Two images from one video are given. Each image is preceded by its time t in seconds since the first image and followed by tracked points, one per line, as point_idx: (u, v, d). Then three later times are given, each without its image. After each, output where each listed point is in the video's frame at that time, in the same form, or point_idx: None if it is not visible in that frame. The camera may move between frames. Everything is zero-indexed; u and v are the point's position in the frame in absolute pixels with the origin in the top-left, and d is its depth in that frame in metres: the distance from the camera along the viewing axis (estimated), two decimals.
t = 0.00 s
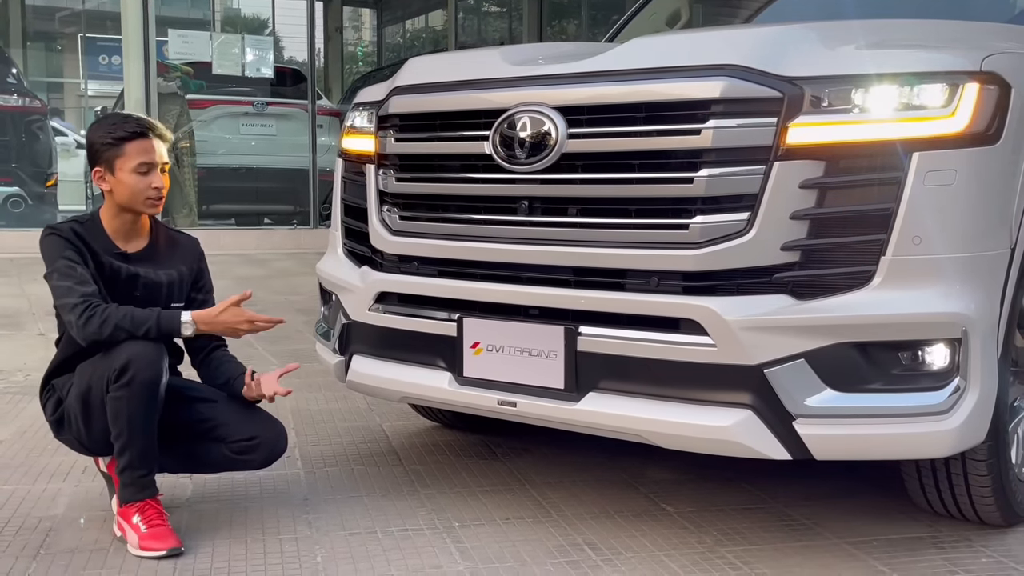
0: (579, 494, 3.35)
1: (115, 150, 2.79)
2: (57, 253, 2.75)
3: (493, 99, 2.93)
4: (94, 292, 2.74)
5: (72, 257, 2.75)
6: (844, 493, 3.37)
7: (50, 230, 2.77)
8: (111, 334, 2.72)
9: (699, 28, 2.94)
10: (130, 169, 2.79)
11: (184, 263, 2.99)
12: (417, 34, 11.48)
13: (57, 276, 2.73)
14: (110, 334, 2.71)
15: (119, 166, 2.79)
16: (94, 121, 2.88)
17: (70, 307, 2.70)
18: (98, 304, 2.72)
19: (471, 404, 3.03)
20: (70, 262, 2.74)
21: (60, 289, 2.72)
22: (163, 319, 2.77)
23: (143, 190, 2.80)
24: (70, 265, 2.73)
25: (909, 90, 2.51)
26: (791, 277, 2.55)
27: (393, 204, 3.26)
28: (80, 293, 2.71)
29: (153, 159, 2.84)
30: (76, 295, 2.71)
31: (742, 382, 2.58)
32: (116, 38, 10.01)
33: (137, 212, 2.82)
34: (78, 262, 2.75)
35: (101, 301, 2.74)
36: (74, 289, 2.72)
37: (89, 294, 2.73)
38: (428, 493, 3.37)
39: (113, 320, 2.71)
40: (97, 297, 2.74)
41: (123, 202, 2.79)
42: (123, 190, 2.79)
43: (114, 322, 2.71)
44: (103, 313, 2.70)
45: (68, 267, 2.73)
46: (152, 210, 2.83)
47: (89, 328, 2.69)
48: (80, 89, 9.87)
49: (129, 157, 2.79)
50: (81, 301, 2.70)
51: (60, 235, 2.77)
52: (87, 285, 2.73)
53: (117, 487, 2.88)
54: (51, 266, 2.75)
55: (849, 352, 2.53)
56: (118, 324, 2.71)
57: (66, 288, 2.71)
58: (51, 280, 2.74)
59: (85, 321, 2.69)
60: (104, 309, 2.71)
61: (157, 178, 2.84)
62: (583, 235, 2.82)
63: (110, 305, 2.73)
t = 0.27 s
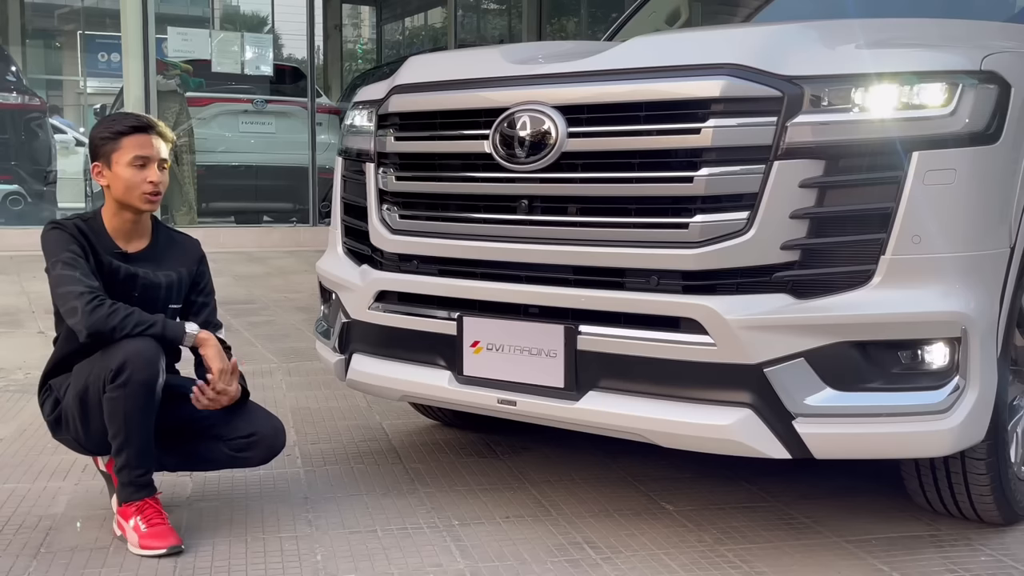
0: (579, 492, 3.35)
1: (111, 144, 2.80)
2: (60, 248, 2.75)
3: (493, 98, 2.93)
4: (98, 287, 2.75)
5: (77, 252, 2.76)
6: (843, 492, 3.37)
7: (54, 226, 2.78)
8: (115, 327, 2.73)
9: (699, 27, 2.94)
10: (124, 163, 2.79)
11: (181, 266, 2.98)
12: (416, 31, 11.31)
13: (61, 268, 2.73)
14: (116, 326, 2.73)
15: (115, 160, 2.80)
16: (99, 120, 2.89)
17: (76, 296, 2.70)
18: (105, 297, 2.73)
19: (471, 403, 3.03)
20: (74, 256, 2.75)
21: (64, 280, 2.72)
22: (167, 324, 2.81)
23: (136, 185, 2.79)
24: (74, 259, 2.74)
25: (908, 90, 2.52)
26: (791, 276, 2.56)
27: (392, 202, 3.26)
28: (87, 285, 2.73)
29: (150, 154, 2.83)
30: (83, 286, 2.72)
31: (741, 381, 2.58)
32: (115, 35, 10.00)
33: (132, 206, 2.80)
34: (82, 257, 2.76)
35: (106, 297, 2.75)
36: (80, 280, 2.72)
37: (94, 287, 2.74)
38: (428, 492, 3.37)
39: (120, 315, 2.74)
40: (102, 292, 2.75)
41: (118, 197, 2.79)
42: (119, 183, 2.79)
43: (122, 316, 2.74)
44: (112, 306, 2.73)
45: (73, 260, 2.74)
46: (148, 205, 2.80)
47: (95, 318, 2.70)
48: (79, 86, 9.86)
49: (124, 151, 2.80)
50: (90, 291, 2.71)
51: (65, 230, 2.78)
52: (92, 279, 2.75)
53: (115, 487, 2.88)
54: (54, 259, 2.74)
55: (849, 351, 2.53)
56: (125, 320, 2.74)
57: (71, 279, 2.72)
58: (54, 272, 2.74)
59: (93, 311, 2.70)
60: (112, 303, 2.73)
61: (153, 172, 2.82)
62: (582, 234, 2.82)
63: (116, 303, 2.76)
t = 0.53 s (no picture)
0: (578, 492, 3.36)
1: (111, 144, 2.80)
2: (61, 248, 2.75)
3: (492, 98, 2.93)
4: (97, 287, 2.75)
5: (76, 253, 2.76)
6: (842, 492, 3.38)
7: (54, 226, 2.78)
8: (114, 328, 2.73)
9: (698, 27, 2.94)
10: (124, 163, 2.79)
11: (182, 267, 2.99)
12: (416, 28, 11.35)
13: (61, 269, 2.73)
14: (115, 328, 2.73)
15: (114, 161, 2.80)
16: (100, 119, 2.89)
17: (75, 298, 2.70)
18: (104, 299, 2.74)
19: (470, 403, 3.03)
20: (74, 257, 2.75)
21: (64, 281, 2.72)
22: (167, 324, 2.81)
23: (136, 186, 2.79)
24: (74, 259, 2.74)
25: (908, 90, 2.52)
26: (790, 276, 2.56)
27: (391, 202, 3.26)
28: (85, 286, 2.73)
29: (150, 155, 2.83)
30: (82, 288, 2.72)
31: (740, 381, 2.58)
32: (114, 32, 9.99)
33: (131, 207, 2.81)
34: (81, 258, 2.76)
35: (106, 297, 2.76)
36: (79, 281, 2.72)
37: (93, 288, 2.74)
38: (427, 491, 3.38)
39: (117, 316, 2.73)
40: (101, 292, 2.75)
41: (118, 197, 2.80)
42: (118, 184, 2.79)
43: (119, 318, 2.74)
44: (111, 307, 2.73)
45: (73, 260, 2.74)
46: (146, 206, 2.81)
47: (93, 320, 2.70)
48: (78, 84, 9.85)
49: (123, 152, 2.80)
50: (88, 293, 2.72)
51: (64, 231, 2.77)
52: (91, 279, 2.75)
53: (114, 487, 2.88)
54: (53, 260, 2.75)
55: (847, 352, 2.54)
56: (123, 321, 2.74)
57: (71, 280, 2.72)
58: (53, 272, 2.74)
59: (92, 312, 2.70)
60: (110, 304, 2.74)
61: (152, 173, 2.82)
62: (582, 234, 2.82)
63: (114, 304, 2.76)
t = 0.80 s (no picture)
0: (576, 492, 3.37)
1: (122, 151, 2.80)
2: (56, 258, 2.75)
3: (490, 99, 2.93)
4: (89, 298, 2.74)
5: (69, 262, 2.75)
6: (840, 491, 3.39)
7: (53, 232, 2.78)
8: (103, 343, 2.73)
9: (696, 29, 2.94)
10: (135, 170, 2.79)
11: (182, 270, 3.00)
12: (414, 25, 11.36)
13: (54, 282, 2.74)
14: (104, 342, 2.72)
15: (125, 167, 2.80)
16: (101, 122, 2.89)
17: (64, 318, 2.71)
18: (89, 312, 2.72)
19: (469, 403, 3.04)
20: (68, 267, 2.74)
21: (57, 297, 2.73)
22: (150, 318, 2.74)
23: (147, 193, 2.80)
24: (68, 270, 2.74)
25: (905, 92, 2.52)
26: (787, 278, 2.57)
27: (390, 203, 3.27)
28: (73, 300, 2.72)
29: (160, 162, 2.84)
30: (70, 304, 2.72)
31: (738, 383, 2.59)
32: (113, 30, 9.97)
33: (141, 214, 2.82)
34: (77, 265, 2.76)
35: (94, 309, 2.73)
36: (68, 296, 2.72)
37: (82, 300, 2.73)
38: (426, 491, 3.38)
39: (103, 327, 2.71)
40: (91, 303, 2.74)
41: (127, 203, 2.80)
42: (129, 190, 2.79)
43: (105, 330, 2.71)
44: (92, 322, 2.70)
45: (64, 273, 2.73)
46: (156, 212, 2.83)
47: (81, 337, 2.71)
48: (76, 81, 9.84)
49: (135, 159, 2.80)
50: (74, 310, 2.71)
51: (61, 238, 2.77)
52: (81, 291, 2.74)
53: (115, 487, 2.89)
54: (49, 270, 2.75)
55: (844, 353, 2.55)
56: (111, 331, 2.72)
57: (61, 297, 2.72)
58: (48, 285, 2.75)
59: (78, 330, 2.70)
60: (96, 316, 2.71)
61: (163, 180, 2.83)
62: (580, 235, 2.83)
63: (103, 311, 2.73)
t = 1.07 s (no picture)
0: (575, 490, 3.37)
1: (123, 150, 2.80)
2: (58, 253, 2.76)
3: (489, 97, 2.93)
4: (91, 293, 2.74)
5: (71, 258, 2.75)
6: (838, 489, 3.39)
7: (53, 228, 2.78)
8: (106, 338, 2.73)
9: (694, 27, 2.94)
10: (136, 171, 2.79)
11: (182, 268, 3.00)
12: (413, 22, 11.25)
13: (57, 276, 2.73)
14: (108, 338, 2.73)
15: (125, 167, 2.80)
16: (102, 122, 2.89)
17: (68, 311, 2.72)
18: (95, 307, 2.72)
19: (468, 401, 3.04)
20: (71, 262, 2.75)
21: (59, 291, 2.73)
22: (156, 323, 2.75)
23: (147, 194, 2.80)
24: (70, 264, 2.74)
25: (904, 90, 2.52)
26: (786, 276, 2.57)
27: (389, 201, 3.27)
28: (77, 294, 2.72)
29: (161, 164, 2.84)
30: (74, 298, 2.72)
31: (736, 381, 2.59)
32: (112, 27, 9.96)
33: (141, 215, 2.82)
34: (78, 261, 2.76)
35: (98, 304, 2.74)
36: (71, 290, 2.72)
37: (86, 295, 2.73)
38: (425, 490, 3.38)
39: (107, 323, 2.71)
40: (94, 298, 2.74)
41: (127, 204, 2.80)
42: (129, 191, 2.80)
43: (109, 326, 2.71)
44: (98, 317, 2.71)
45: (67, 268, 2.73)
46: (155, 214, 2.83)
47: (84, 332, 2.71)
48: (74, 79, 9.83)
49: (135, 159, 2.80)
50: (78, 303, 2.71)
51: (62, 234, 2.78)
52: (84, 285, 2.74)
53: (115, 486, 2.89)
54: (50, 265, 2.75)
55: (843, 351, 2.55)
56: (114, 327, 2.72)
57: (64, 290, 2.72)
58: (50, 280, 2.75)
59: (83, 324, 2.70)
60: (99, 311, 2.72)
61: (163, 182, 2.83)
62: (579, 234, 2.83)
63: (106, 308, 2.73)
